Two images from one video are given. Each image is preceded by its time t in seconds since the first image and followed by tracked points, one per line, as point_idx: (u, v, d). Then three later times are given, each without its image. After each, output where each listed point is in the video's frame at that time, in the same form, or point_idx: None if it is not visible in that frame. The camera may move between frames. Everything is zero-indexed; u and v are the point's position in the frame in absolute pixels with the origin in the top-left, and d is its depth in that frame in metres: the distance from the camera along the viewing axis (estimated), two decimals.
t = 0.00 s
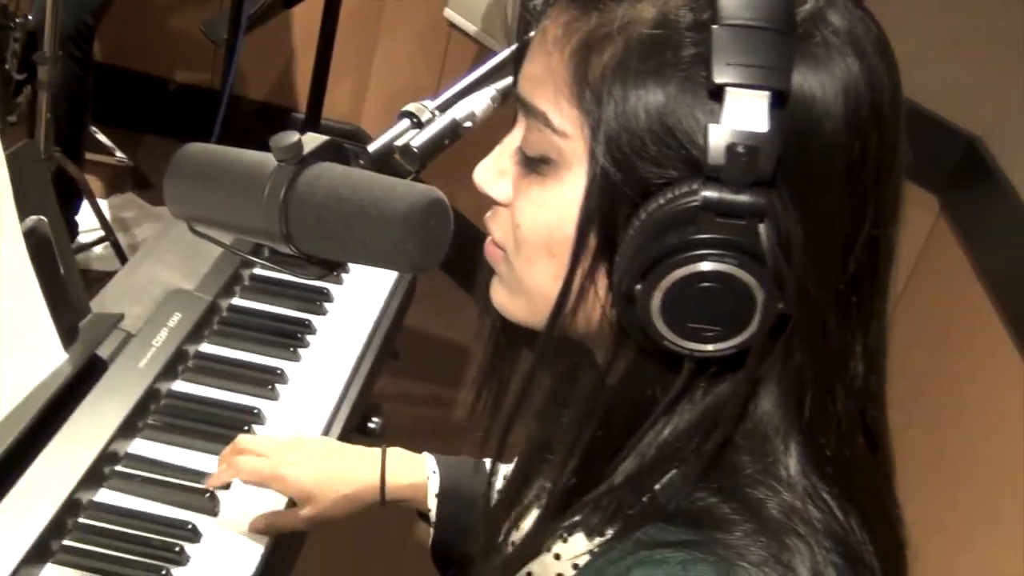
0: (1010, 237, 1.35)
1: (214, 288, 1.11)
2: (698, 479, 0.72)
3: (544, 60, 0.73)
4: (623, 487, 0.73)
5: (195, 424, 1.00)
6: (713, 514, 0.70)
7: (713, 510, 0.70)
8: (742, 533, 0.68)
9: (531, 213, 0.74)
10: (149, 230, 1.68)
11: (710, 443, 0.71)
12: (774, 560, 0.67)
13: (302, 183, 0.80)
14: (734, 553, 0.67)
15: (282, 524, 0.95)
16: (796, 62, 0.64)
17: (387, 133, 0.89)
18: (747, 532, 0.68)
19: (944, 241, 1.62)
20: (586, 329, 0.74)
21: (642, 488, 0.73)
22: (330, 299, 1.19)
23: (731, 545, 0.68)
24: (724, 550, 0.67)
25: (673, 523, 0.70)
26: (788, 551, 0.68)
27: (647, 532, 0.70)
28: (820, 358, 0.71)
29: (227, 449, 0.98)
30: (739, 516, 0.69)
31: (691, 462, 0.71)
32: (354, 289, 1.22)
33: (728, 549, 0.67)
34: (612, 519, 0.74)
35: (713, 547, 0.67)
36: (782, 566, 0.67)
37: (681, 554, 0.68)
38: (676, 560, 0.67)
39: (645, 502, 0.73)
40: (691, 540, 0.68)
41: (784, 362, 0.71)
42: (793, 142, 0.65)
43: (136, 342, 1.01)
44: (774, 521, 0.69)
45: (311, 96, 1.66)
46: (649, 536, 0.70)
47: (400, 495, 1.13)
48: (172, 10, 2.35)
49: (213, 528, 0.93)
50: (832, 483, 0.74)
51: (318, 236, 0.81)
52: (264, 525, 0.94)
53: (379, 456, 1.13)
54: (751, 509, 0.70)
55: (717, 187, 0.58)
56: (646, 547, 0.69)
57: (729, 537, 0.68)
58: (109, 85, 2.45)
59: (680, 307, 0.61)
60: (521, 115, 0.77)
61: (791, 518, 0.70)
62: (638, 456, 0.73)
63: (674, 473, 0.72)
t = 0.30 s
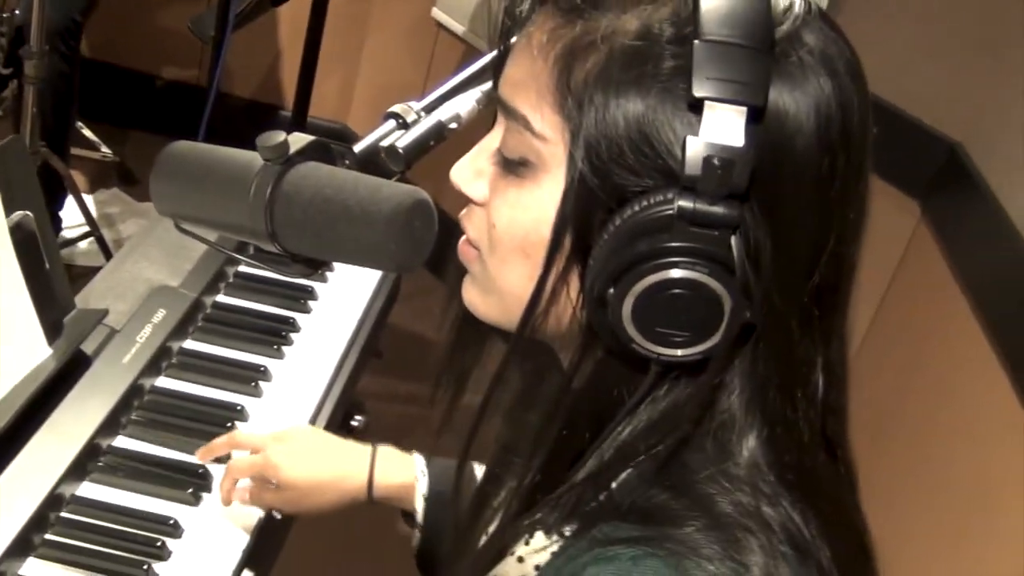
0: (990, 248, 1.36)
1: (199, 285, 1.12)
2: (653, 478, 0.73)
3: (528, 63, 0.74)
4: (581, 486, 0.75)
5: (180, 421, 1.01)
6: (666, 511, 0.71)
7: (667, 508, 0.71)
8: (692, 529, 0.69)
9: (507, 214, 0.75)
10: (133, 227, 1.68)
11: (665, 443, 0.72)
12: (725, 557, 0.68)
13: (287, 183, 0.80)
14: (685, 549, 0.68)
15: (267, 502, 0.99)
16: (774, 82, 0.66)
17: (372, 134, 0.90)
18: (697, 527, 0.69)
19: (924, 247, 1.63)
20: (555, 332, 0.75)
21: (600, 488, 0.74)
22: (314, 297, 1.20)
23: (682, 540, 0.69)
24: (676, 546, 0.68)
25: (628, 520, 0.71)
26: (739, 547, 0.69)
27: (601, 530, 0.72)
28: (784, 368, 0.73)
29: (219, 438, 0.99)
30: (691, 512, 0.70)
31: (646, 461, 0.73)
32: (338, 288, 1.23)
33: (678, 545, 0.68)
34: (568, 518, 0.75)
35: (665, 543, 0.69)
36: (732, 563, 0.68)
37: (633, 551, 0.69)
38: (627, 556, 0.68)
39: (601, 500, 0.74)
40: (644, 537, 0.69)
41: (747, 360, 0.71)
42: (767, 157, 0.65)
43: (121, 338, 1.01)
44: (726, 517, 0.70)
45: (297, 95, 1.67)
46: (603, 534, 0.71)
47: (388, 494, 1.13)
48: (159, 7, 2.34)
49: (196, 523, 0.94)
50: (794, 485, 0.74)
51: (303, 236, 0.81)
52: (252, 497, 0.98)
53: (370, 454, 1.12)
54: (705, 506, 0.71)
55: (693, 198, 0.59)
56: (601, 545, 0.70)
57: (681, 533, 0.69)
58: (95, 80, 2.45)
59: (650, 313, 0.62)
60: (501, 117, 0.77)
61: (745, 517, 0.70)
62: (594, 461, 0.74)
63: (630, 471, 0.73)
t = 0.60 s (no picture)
0: (946, 249, 1.38)
1: (173, 285, 1.12)
2: (639, 469, 0.73)
3: (515, 61, 0.74)
4: (567, 473, 0.75)
5: (152, 421, 1.01)
6: (652, 508, 0.71)
7: (652, 505, 0.71)
8: (678, 527, 0.69)
9: (493, 213, 0.74)
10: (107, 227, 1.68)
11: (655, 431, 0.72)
12: (711, 553, 0.68)
13: (262, 186, 0.81)
14: (671, 546, 0.68)
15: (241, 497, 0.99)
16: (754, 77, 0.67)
17: (348, 139, 0.91)
18: (684, 526, 0.69)
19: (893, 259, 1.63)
20: (541, 335, 0.76)
21: (583, 480, 0.74)
22: (288, 299, 1.20)
23: (669, 537, 0.68)
24: (662, 543, 0.68)
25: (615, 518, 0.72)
26: (724, 546, 0.69)
27: (589, 525, 0.72)
28: (771, 360, 0.74)
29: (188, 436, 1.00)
30: (676, 510, 0.70)
31: (633, 453, 0.73)
32: (313, 290, 1.23)
33: (665, 542, 0.68)
34: (547, 509, 0.76)
35: (651, 539, 0.68)
36: (717, 558, 0.68)
37: (618, 544, 0.69)
38: (614, 550, 0.68)
39: (586, 491, 0.74)
40: (629, 531, 0.70)
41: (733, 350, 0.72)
42: (749, 150, 0.66)
43: (93, 338, 1.01)
44: (711, 515, 0.70)
45: (274, 96, 1.67)
46: (589, 526, 0.72)
47: (352, 478, 1.11)
48: (135, 7, 2.34)
49: (167, 523, 0.94)
50: (769, 483, 0.76)
51: (277, 239, 0.82)
52: (221, 493, 0.98)
53: (335, 437, 1.11)
54: (691, 506, 0.71)
55: (677, 185, 0.59)
56: (586, 538, 0.71)
57: (666, 530, 0.69)
58: (70, 79, 2.44)
59: (636, 302, 0.62)
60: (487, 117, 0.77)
61: (728, 514, 0.71)
62: (583, 446, 0.75)
63: (618, 464, 0.74)
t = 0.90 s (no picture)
0: (934, 243, 1.39)
1: (164, 273, 1.12)
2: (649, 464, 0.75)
3: (510, 50, 0.72)
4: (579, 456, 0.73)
5: (144, 408, 1.01)
6: (659, 508, 0.72)
7: (659, 505, 0.73)
8: (685, 526, 0.71)
9: (496, 204, 0.72)
10: (98, 213, 1.67)
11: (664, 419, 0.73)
12: (718, 552, 0.69)
13: (254, 174, 0.82)
14: (676, 545, 0.69)
15: (230, 487, 0.99)
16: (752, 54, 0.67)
17: (341, 128, 0.92)
18: (691, 526, 0.71)
19: (882, 251, 1.63)
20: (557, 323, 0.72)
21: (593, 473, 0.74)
22: (279, 288, 1.20)
23: (675, 537, 0.70)
24: (666, 544, 0.69)
25: (625, 514, 0.73)
26: (731, 544, 0.70)
27: (597, 519, 0.73)
28: (779, 322, 0.73)
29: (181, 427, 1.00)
30: (685, 509, 0.72)
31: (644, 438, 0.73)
32: (303, 279, 1.23)
33: (670, 543, 0.69)
34: (552, 502, 0.76)
35: (658, 538, 0.70)
36: (723, 556, 0.69)
37: (625, 544, 0.70)
38: (621, 551, 0.69)
39: (596, 476, 0.75)
40: (640, 531, 0.71)
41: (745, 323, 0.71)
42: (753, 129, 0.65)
43: (84, 324, 1.01)
44: (720, 511, 0.71)
45: (267, 84, 1.66)
46: (598, 522, 0.73)
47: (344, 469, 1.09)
48: None
49: (156, 511, 0.94)
50: (770, 454, 0.78)
51: (270, 228, 0.83)
52: (212, 483, 0.98)
53: (328, 430, 1.09)
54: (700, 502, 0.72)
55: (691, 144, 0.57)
56: (593, 537, 0.72)
57: (672, 529, 0.70)
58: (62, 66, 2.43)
59: (661, 271, 0.59)
60: (480, 110, 0.75)
61: (735, 507, 0.72)
62: (596, 429, 0.72)
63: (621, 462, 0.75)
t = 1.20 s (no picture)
0: (925, 235, 1.39)
1: (155, 261, 1.11)
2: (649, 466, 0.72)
3: (513, 29, 0.70)
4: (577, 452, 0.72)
5: (135, 396, 1.01)
6: (656, 517, 0.70)
7: (655, 514, 0.70)
8: (681, 541, 0.68)
9: (499, 180, 0.69)
10: (89, 200, 1.67)
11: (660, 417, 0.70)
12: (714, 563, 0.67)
13: (247, 161, 0.82)
14: (671, 563, 0.66)
15: (224, 466, 0.99)
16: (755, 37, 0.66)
17: (334, 116, 0.92)
18: (689, 538, 0.68)
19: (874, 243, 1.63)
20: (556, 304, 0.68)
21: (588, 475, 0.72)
22: (271, 276, 1.20)
23: (673, 549, 0.67)
24: (660, 560, 0.66)
25: (627, 523, 0.69)
26: (729, 552, 0.68)
27: (598, 529, 0.70)
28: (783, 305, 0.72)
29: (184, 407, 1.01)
30: (684, 522, 0.69)
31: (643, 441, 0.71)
32: (296, 267, 1.23)
33: (666, 558, 0.66)
34: (545, 511, 0.73)
35: (651, 551, 0.67)
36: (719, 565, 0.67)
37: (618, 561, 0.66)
38: (614, 569, 0.65)
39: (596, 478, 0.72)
40: (636, 543, 0.67)
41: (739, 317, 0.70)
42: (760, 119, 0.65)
43: (76, 312, 1.01)
44: (720, 516, 0.70)
45: (259, 72, 1.65)
46: (595, 530, 0.70)
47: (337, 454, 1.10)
48: None
49: (148, 498, 0.94)
50: (764, 447, 0.75)
51: (263, 217, 0.83)
52: (207, 461, 0.98)
53: (326, 415, 1.11)
54: (700, 508, 0.70)
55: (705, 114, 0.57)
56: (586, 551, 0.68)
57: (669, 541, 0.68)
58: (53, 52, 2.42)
59: (674, 242, 0.58)
60: (479, 89, 0.73)
61: (735, 509, 0.70)
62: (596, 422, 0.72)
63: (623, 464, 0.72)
